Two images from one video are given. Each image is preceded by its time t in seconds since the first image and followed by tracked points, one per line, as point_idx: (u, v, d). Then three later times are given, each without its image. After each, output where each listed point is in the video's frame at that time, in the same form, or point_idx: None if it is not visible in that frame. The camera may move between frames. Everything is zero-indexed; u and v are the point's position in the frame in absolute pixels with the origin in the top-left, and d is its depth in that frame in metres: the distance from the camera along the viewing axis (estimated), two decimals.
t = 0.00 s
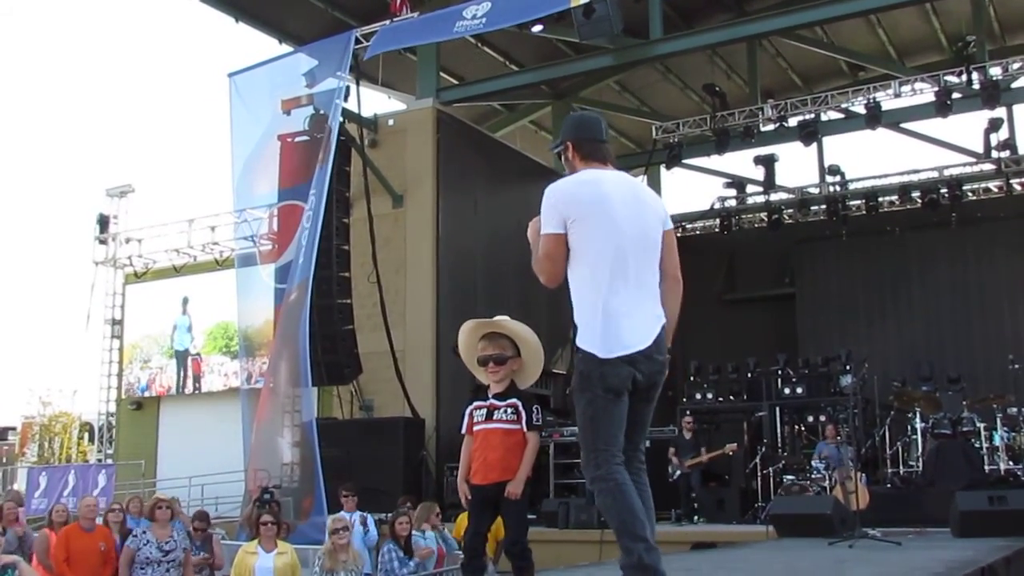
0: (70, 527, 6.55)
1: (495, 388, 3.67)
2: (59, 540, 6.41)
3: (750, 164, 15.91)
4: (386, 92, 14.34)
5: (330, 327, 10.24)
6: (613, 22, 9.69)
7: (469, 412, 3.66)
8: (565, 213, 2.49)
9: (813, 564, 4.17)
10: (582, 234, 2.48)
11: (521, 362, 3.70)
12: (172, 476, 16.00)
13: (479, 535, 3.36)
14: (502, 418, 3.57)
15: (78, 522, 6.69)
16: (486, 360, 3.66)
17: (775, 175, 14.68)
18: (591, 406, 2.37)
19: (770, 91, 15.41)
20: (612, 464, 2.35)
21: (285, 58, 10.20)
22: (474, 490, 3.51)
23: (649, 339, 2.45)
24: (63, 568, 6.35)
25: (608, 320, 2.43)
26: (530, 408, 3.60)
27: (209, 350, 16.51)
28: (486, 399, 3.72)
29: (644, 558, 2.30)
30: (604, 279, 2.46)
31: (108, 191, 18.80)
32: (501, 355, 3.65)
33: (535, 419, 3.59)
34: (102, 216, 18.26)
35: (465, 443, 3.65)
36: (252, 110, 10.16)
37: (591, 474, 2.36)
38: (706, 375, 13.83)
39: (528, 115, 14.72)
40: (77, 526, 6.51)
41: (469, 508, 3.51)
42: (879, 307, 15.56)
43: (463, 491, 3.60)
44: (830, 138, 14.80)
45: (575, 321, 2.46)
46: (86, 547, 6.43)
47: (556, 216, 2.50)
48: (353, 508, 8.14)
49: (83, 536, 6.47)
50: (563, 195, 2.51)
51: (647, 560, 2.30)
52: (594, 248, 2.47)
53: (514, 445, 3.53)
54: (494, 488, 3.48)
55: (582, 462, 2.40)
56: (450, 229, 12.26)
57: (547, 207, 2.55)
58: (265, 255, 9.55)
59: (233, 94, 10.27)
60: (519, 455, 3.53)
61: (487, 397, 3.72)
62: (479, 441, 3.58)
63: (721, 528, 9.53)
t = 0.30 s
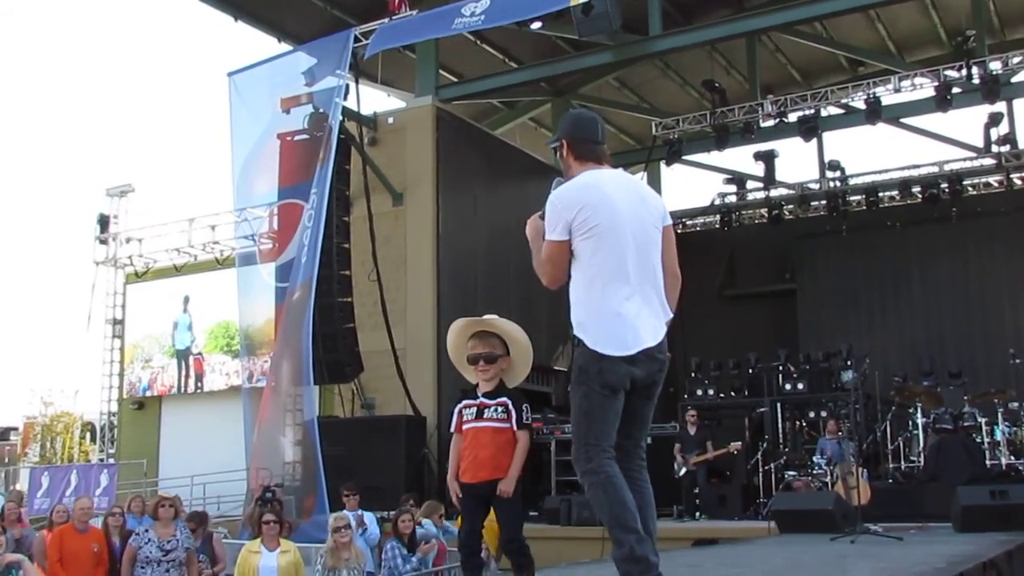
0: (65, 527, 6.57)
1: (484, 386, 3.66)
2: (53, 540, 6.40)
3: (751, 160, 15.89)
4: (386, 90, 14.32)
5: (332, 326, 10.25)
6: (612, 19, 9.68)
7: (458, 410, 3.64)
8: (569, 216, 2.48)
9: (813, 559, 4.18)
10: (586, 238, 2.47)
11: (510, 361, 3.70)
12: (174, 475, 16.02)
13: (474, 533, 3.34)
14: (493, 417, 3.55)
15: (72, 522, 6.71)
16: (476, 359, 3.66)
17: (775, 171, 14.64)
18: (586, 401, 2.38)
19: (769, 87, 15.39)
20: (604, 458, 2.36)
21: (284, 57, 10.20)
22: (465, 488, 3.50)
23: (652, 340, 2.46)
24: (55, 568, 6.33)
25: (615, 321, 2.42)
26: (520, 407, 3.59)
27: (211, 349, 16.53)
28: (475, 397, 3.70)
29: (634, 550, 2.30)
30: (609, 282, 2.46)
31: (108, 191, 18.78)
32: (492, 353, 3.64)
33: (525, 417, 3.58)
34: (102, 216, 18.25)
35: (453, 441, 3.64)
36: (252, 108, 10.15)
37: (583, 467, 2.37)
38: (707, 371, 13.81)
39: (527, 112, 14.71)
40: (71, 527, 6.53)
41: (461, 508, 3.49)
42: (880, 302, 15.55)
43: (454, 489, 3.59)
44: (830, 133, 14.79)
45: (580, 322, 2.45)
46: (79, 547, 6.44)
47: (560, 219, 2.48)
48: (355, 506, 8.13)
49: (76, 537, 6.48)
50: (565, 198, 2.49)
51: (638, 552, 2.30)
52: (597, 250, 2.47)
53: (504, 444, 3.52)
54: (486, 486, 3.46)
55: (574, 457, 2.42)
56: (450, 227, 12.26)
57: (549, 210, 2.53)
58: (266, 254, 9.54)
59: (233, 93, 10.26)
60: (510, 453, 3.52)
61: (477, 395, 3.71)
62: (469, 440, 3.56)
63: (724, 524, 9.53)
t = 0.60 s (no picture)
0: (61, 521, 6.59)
1: (482, 384, 3.63)
2: (49, 535, 6.43)
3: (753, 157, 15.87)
4: (387, 85, 14.30)
5: (333, 322, 10.25)
6: (614, 16, 9.66)
7: (457, 409, 3.62)
8: (568, 216, 2.47)
9: (813, 557, 4.18)
10: (585, 238, 2.47)
11: (507, 359, 3.68)
12: (175, 470, 16.05)
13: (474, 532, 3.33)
14: (493, 415, 3.55)
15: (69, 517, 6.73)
16: (474, 356, 3.64)
17: (777, 168, 14.63)
18: (586, 400, 2.37)
19: (771, 84, 15.38)
20: (604, 456, 2.36)
21: (286, 52, 10.16)
22: (465, 487, 3.48)
23: (654, 338, 2.46)
24: (52, 562, 6.38)
25: (619, 320, 2.42)
26: (520, 406, 3.59)
27: (214, 345, 16.47)
28: (473, 396, 3.68)
29: (634, 547, 2.29)
30: (610, 283, 2.46)
31: (109, 185, 18.78)
32: (489, 351, 3.63)
33: (524, 416, 3.57)
34: (104, 210, 18.24)
35: (450, 440, 3.61)
36: (254, 104, 10.14)
37: (582, 465, 2.37)
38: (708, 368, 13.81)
39: (529, 108, 14.70)
40: (67, 521, 6.54)
41: (459, 506, 3.48)
42: (881, 299, 15.54)
43: (452, 488, 3.57)
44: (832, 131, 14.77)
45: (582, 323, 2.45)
46: (75, 542, 6.46)
47: (559, 219, 2.47)
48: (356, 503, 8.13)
49: (72, 531, 6.49)
50: (563, 198, 2.48)
51: (637, 550, 2.29)
52: (598, 251, 2.46)
53: (505, 442, 3.52)
54: (486, 485, 3.46)
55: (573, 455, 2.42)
56: (452, 223, 12.25)
57: (547, 211, 2.52)
58: (267, 249, 9.54)
59: (235, 88, 10.25)
60: (509, 452, 3.52)
61: (474, 394, 3.69)
62: (468, 440, 3.55)
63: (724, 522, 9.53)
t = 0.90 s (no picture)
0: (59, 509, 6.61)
1: (489, 371, 3.55)
2: (47, 522, 6.45)
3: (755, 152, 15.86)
4: (390, 76, 14.28)
5: (334, 311, 10.25)
6: (617, 9, 9.64)
7: (462, 395, 3.52)
8: (575, 202, 2.47)
9: (812, 550, 4.17)
10: (590, 225, 2.47)
11: (514, 347, 3.60)
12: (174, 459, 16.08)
13: (476, 520, 3.24)
14: (499, 403, 3.44)
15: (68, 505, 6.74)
16: (480, 344, 3.54)
17: (779, 163, 14.61)
18: (585, 386, 2.37)
19: (774, 78, 15.37)
20: (602, 442, 2.36)
21: (289, 41, 10.13)
22: (469, 473, 3.40)
23: (654, 327, 2.46)
24: (50, 550, 6.39)
25: (619, 308, 2.42)
26: (526, 394, 3.49)
27: (213, 334, 16.44)
28: (479, 382, 3.59)
29: (628, 535, 2.29)
30: (613, 271, 2.46)
31: (111, 174, 18.78)
32: (496, 339, 3.53)
33: (530, 404, 3.47)
34: (105, 198, 18.24)
35: (457, 428, 3.51)
36: (256, 93, 10.14)
37: (580, 450, 2.36)
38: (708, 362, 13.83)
39: (532, 100, 14.68)
40: (65, 509, 6.56)
41: (463, 492, 3.40)
42: (882, 296, 15.54)
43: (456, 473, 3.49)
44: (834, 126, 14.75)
45: (584, 307, 2.45)
46: (74, 529, 6.49)
47: (567, 205, 2.47)
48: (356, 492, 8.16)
49: (71, 519, 6.52)
50: (572, 184, 2.49)
51: (631, 537, 2.29)
52: (603, 238, 2.46)
53: (511, 430, 3.42)
54: (491, 472, 3.37)
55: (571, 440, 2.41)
56: (453, 214, 12.23)
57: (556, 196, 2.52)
58: (267, 239, 9.55)
59: (237, 77, 10.26)
60: (514, 440, 3.42)
61: (481, 380, 3.59)
62: (473, 426, 3.45)
63: (722, 516, 9.54)
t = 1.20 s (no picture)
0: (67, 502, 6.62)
1: (499, 364, 3.52)
2: (56, 515, 6.47)
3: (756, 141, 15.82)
4: (391, 67, 14.25)
5: (336, 304, 10.28)
6: None
7: (473, 388, 3.51)
8: (579, 191, 2.46)
9: (814, 540, 4.18)
10: (592, 216, 2.47)
11: (525, 340, 3.58)
12: (177, 451, 16.11)
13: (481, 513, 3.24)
14: (507, 396, 3.42)
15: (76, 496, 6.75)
16: (489, 337, 3.52)
17: (780, 152, 14.57)
18: (585, 370, 2.38)
19: (775, 67, 15.32)
20: (603, 427, 2.36)
21: (289, 33, 10.08)
22: (476, 466, 3.38)
23: (647, 321, 2.46)
24: (59, 543, 6.40)
25: (615, 299, 2.42)
26: (535, 387, 3.46)
27: (215, 327, 16.47)
28: (490, 375, 3.57)
29: (626, 521, 2.29)
30: (612, 263, 2.46)
31: (112, 167, 18.76)
32: (505, 332, 3.52)
33: (539, 397, 3.43)
34: (106, 191, 18.24)
35: (466, 420, 3.50)
36: (257, 85, 10.13)
37: (581, 434, 2.38)
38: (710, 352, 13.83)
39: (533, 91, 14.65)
40: (73, 501, 6.58)
41: (470, 484, 3.39)
42: (884, 284, 15.52)
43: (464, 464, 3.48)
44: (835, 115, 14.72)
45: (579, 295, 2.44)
46: (82, 521, 6.48)
47: (571, 193, 2.46)
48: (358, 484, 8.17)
49: (79, 511, 6.52)
50: (577, 173, 2.47)
51: (628, 523, 2.29)
52: (603, 229, 2.46)
53: (519, 424, 3.39)
54: (498, 465, 3.35)
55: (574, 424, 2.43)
56: (454, 205, 12.22)
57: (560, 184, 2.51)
58: (269, 231, 9.56)
59: (237, 69, 10.25)
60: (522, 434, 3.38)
61: (491, 373, 3.58)
62: (482, 419, 3.43)
63: (723, 505, 9.56)
